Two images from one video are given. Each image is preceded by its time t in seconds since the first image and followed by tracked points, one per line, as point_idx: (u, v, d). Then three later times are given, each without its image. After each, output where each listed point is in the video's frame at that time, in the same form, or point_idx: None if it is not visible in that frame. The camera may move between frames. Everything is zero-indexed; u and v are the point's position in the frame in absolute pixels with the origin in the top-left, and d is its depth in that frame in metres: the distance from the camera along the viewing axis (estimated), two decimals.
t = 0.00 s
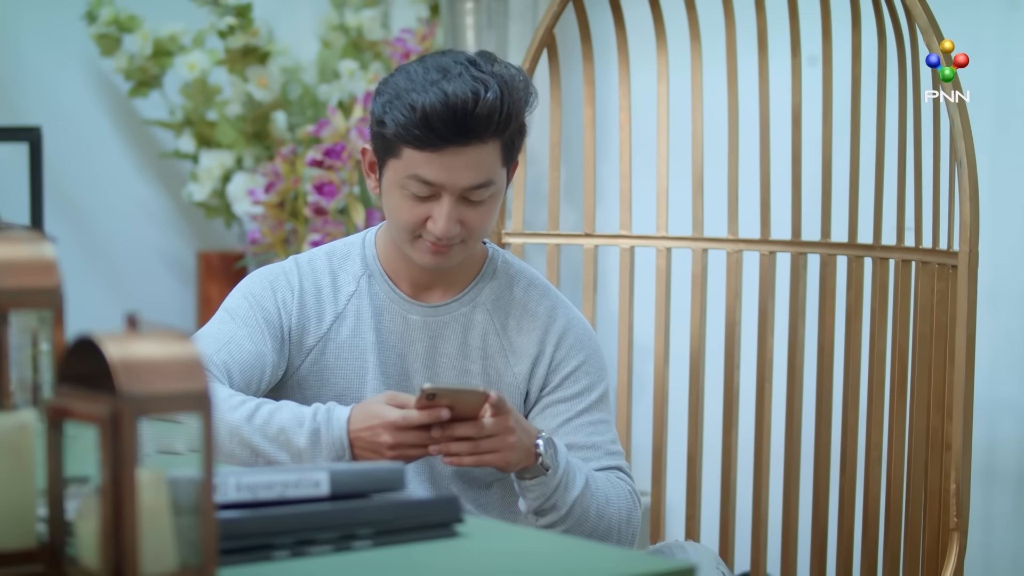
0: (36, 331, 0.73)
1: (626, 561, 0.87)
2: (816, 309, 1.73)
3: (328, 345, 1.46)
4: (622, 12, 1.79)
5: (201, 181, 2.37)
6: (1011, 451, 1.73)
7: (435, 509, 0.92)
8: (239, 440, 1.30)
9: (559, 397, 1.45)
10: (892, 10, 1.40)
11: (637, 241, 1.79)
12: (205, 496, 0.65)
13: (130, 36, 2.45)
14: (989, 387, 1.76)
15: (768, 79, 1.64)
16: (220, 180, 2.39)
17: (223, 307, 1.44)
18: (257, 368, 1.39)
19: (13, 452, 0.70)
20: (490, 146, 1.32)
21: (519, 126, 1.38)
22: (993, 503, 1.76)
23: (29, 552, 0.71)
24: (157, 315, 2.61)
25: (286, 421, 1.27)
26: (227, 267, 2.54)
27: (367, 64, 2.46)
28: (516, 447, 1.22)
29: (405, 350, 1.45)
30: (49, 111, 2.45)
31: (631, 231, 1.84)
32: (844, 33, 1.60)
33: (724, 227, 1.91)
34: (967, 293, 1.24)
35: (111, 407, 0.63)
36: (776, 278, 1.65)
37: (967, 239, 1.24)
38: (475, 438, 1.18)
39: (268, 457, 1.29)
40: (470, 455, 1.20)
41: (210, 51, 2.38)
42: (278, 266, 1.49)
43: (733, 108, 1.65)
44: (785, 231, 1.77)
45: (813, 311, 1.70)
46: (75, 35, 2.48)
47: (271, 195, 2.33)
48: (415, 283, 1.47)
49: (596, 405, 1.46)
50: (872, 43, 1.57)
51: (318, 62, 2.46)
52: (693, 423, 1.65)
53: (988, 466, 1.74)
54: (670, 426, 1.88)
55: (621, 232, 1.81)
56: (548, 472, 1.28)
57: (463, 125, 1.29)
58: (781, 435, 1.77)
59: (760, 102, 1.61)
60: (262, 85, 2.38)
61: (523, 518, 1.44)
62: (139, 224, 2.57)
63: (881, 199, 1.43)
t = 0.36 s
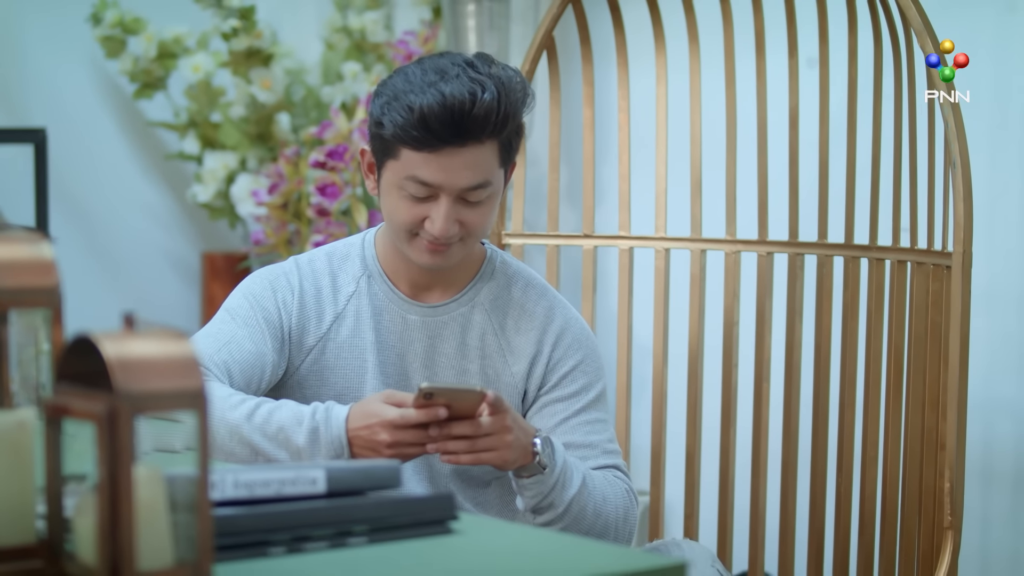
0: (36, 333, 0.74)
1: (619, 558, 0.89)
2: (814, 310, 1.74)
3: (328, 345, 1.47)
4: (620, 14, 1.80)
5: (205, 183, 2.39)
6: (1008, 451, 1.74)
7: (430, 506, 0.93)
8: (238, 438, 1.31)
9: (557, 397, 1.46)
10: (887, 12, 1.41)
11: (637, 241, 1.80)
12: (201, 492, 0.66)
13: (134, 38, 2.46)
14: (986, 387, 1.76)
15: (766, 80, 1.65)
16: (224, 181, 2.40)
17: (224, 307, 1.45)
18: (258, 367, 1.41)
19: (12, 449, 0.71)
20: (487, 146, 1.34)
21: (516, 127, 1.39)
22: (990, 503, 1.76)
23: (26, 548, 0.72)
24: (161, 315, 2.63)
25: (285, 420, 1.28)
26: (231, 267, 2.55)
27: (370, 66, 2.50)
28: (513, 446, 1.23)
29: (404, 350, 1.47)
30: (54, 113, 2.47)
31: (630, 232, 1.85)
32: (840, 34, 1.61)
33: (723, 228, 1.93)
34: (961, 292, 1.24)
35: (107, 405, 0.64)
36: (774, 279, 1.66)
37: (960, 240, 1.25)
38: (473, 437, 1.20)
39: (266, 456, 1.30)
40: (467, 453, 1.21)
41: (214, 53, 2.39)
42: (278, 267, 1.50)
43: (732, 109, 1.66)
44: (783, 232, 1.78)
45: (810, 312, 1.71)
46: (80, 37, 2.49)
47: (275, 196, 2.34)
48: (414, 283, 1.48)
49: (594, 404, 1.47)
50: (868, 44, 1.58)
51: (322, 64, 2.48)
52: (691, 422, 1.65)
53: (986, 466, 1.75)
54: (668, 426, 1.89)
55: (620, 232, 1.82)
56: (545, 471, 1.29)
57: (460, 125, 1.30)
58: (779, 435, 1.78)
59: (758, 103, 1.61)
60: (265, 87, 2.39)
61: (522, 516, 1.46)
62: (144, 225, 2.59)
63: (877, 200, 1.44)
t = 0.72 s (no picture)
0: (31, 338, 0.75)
1: (612, 554, 0.90)
2: (812, 309, 1.74)
3: (328, 345, 1.48)
4: (619, 16, 1.81)
5: (209, 184, 2.40)
6: (1005, 450, 1.74)
7: (426, 503, 0.94)
8: (238, 437, 1.32)
9: (555, 396, 1.47)
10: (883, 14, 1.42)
11: (636, 242, 1.81)
12: (199, 490, 0.67)
13: (139, 40, 2.48)
14: (984, 387, 1.77)
15: (765, 81, 1.66)
16: (228, 182, 2.41)
17: (225, 307, 1.46)
18: (258, 367, 1.42)
19: (12, 446, 0.72)
20: (485, 146, 1.35)
21: (514, 127, 1.40)
22: (988, 502, 1.77)
23: (25, 544, 0.72)
24: (166, 315, 2.64)
25: (285, 419, 1.29)
26: (235, 268, 2.56)
27: (373, 68, 2.52)
28: (511, 444, 1.24)
29: (404, 350, 1.48)
30: (59, 114, 2.49)
31: (630, 232, 1.86)
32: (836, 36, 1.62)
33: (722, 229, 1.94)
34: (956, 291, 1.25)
35: (104, 403, 0.64)
36: (772, 279, 1.67)
37: (955, 240, 1.25)
38: (471, 436, 1.20)
39: (267, 454, 1.31)
40: (465, 452, 1.22)
41: (218, 55, 2.41)
42: (278, 267, 1.52)
43: (730, 110, 1.67)
44: (781, 232, 1.78)
45: (808, 311, 1.72)
46: (86, 39, 2.51)
47: (278, 197, 2.36)
48: (413, 284, 1.49)
49: (591, 404, 1.48)
50: (866, 46, 1.59)
51: (326, 65, 2.50)
52: (690, 422, 1.66)
53: (984, 465, 1.76)
54: (668, 424, 1.90)
55: (620, 233, 1.83)
56: (542, 470, 1.30)
57: (458, 125, 1.31)
58: (777, 435, 1.79)
59: (757, 103, 1.62)
60: (269, 88, 2.41)
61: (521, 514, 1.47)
62: (149, 226, 2.60)
63: (874, 200, 1.44)
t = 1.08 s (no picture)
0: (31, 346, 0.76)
1: (606, 551, 0.91)
2: (811, 309, 1.75)
3: (328, 344, 1.49)
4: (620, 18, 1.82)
5: (213, 184, 2.41)
6: (1004, 449, 1.75)
7: (423, 501, 0.95)
8: (239, 435, 1.33)
9: (554, 395, 1.48)
10: (881, 16, 1.42)
11: (637, 243, 1.82)
12: (195, 487, 0.68)
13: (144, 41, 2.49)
14: (983, 387, 1.77)
15: (765, 81, 1.66)
16: (232, 183, 2.42)
17: (226, 306, 1.47)
18: (259, 365, 1.43)
19: (12, 443, 0.72)
20: (484, 147, 1.36)
21: (512, 128, 1.41)
22: (987, 501, 1.78)
23: (26, 539, 0.73)
24: (171, 315, 2.66)
25: (285, 417, 1.30)
26: (240, 267, 2.57)
27: (377, 69, 2.53)
28: (509, 443, 1.25)
29: (404, 349, 1.49)
30: (65, 114, 2.50)
31: (631, 233, 1.86)
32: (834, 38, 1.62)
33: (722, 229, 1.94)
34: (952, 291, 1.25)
35: (103, 400, 0.66)
36: (771, 279, 1.68)
37: (950, 240, 1.26)
38: (469, 434, 1.21)
39: (267, 452, 1.32)
40: (464, 451, 1.23)
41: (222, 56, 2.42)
42: (279, 267, 1.53)
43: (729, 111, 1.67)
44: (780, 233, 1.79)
45: (807, 311, 1.72)
46: (91, 41, 2.53)
47: (282, 198, 2.37)
48: (413, 283, 1.50)
49: (590, 402, 1.49)
50: (864, 48, 1.60)
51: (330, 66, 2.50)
52: (690, 422, 1.67)
53: (983, 465, 1.76)
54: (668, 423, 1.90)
55: (620, 233, 1.84)
56: (540, 468, 1.31)
57: (456, 125, 1.32)
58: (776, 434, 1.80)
59: (756, 103, 1.62)
60: (273, 89, 2.43)
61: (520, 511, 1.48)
62: (154, 226, 2.62)
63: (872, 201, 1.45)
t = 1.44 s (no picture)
0: (38, 352, 0.78)
1: (607, 552, 0.91)
2: (815, 312, 1.75)
3: (335, 346, 1.50)
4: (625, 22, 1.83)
5: (224, 188, 2.43)
6: (1008, 450, 1.75)
7: (425, 502, 0.96)
8: (246, 436, 1.33)
9: (558, 397, 1.49)
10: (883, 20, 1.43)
11: (641, 246, 1.82)
12: (199, 487, 0.69)
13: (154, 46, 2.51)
14: (987, 389, 1.78)
15: (769, 85, 1.67)
16: (242, 187, 2.43)
17: (233, 309, 1.49)
18: (266, 368, 1.45)
19: (20, 443, 0.74)
20: (488, 151, 1.37)
21: (517, 132, 1.42)
22: (991, 503, 1.78)
23: (33, 539, 0.74)
24: (181, 318, 2.68)
25: (291, 419, 1.31)
26: (249, 271, 2.58)
27: (385, 73, 2.53)
28: (513, 446, 1.26)
29: (410, 351, 1.50)
30: (76, 119, 2.53)
31: (636, 236, 1.87)
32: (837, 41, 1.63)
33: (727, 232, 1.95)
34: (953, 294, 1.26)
35: (108, 400, 0.67)
36: (776, 282, 1.68)
37: (952, 244, 1.27)
38: (474, 437, 1.22)
39: (273, 454, 1.33)
40: (468, 453, 1.24)
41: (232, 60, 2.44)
42: (287, 270, 1.54)
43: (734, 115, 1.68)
44: (785, 236, 1.80)
45: (811, 314, 1.73)
46: (102, 46, 2.55)
47: (291, 202, 2.38)
48: (419, 286, 1.51)
49: (594, 405, 1.50)
50: (867, 52, 1.60)
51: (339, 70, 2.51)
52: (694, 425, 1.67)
53: (987, 467, 1.76)
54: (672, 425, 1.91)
55: (626, 236, 1.85)
56: (544, 471, 1.32)
57: (461, 129, 1.34)
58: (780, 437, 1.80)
59: (760, 106, 1.63)
60: (282, 93, 2.44)
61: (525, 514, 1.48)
62: (164, 229, 2.64)
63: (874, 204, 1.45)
